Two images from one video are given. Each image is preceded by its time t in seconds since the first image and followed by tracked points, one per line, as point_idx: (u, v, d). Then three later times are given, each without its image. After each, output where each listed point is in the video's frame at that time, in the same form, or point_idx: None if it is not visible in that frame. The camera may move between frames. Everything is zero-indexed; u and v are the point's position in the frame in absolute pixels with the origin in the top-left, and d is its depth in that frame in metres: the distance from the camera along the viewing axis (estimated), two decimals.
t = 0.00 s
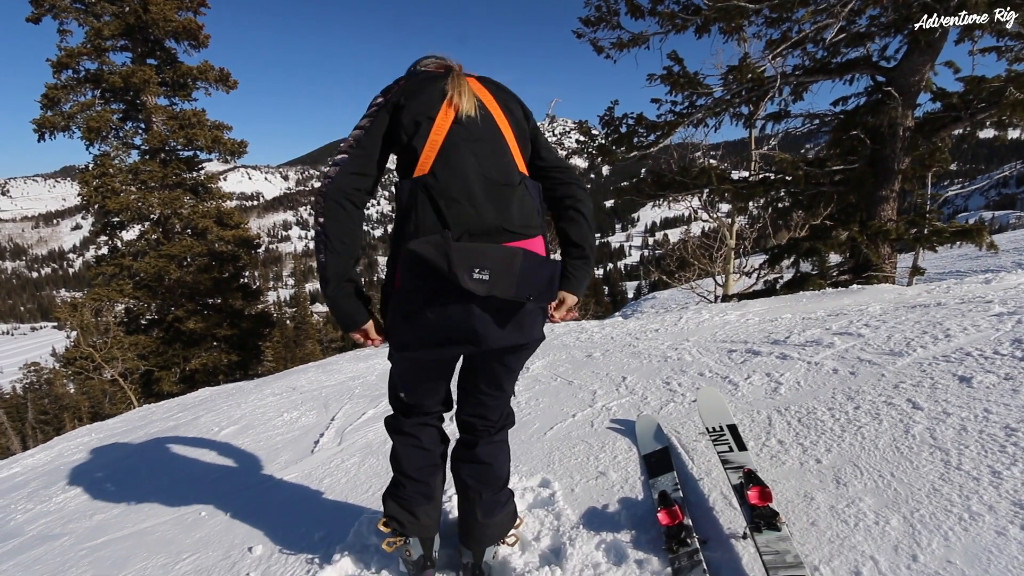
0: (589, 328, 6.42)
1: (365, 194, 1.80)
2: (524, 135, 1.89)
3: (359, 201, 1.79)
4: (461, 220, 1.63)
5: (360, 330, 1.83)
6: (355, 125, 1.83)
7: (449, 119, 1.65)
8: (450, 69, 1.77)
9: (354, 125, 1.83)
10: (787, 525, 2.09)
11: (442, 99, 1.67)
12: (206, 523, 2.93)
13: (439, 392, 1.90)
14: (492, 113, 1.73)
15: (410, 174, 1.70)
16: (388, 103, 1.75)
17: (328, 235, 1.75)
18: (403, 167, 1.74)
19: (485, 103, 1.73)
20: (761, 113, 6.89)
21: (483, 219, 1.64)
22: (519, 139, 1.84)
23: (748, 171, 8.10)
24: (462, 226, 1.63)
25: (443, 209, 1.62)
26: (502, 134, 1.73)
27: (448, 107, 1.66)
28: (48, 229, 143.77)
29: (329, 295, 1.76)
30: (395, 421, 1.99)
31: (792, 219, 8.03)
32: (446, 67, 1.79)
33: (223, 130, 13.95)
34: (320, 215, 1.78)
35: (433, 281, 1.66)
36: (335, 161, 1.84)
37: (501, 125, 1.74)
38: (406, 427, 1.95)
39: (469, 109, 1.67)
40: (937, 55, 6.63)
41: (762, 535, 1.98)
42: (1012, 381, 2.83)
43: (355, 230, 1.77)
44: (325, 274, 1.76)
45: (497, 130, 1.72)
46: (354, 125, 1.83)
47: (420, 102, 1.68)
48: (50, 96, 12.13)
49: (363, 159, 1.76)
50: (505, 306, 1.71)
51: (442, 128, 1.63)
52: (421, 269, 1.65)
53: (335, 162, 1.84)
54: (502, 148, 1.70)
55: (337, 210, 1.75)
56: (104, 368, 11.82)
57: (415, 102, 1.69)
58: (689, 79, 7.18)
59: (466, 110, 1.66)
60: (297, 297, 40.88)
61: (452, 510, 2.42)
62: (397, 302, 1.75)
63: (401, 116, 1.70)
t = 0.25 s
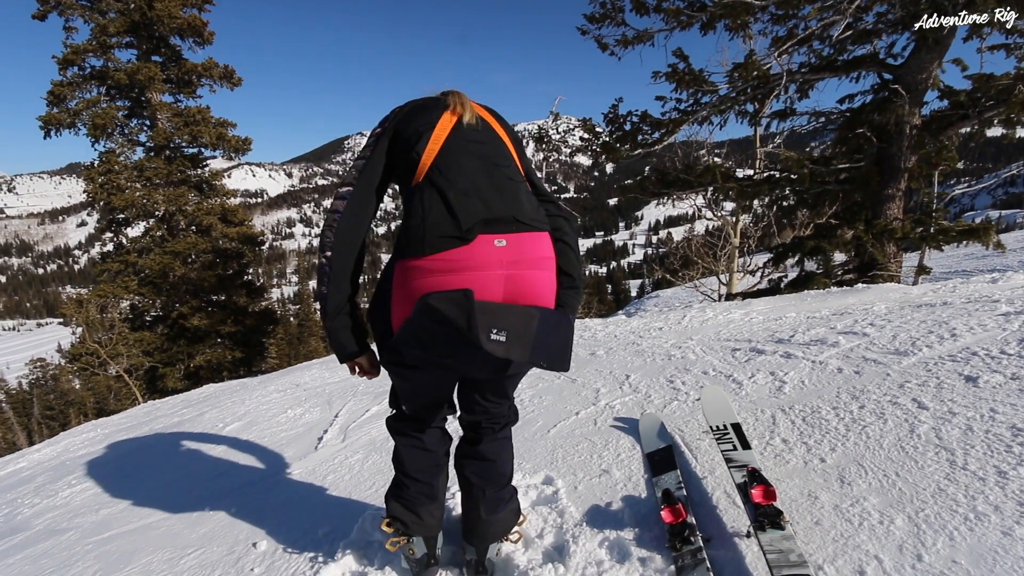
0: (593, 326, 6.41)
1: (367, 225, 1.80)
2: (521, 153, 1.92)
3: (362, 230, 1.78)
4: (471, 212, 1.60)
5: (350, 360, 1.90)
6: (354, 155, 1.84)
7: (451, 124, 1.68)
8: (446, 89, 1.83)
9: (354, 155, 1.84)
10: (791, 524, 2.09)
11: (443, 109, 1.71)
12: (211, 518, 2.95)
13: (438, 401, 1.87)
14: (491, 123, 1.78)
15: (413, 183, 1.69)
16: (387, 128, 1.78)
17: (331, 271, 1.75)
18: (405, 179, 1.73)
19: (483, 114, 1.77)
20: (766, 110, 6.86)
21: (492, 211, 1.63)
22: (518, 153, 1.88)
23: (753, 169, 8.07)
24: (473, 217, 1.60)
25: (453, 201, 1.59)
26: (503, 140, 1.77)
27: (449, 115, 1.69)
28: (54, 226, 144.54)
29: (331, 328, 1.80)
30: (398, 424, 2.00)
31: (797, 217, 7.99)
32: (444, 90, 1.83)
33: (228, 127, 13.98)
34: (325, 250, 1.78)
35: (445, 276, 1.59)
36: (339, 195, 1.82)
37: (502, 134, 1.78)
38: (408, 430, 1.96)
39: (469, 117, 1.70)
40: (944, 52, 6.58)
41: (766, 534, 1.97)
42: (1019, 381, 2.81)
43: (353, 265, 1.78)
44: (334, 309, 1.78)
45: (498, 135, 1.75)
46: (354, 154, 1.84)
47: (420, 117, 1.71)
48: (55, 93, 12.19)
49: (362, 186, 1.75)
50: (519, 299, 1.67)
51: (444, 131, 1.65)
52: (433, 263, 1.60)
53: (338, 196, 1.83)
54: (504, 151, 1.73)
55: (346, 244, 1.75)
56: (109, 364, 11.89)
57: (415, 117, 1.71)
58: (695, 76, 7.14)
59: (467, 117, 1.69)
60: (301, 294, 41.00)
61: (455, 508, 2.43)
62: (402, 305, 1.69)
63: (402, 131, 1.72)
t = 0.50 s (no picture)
0: (594, 325, 6.40)
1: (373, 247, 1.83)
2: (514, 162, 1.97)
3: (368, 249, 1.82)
4: (471, 208, 1.59)
5: (344, 387, 1.89)
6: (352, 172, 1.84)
7: (446, 128, 1.71)
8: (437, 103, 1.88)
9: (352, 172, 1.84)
10: (793, 524, 2.09)
11: (437, 116, 1.74)
12: (214, 516, 2.96)
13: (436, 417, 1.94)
14: (484, 128, 1.82)
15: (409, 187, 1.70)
16: (381, 142, 1.80)
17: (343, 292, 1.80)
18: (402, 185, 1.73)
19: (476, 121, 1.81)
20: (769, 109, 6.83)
21: (491, 208, 1.63)
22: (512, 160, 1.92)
23: (755, 168, 8.04)
24: (473, 213, 1.58)
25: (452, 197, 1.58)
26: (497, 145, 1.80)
27: (443, 121, 1.72)
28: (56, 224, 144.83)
29: (334, 351, 1.82)
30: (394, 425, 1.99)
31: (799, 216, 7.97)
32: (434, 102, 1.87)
33: (230, 125, 13.99)
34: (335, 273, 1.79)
35: (446, 274, 1.54)
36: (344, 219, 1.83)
37: (496, 140, 1.83)
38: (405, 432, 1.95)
39: (463, 123, 1.74)
40: (949, 51, 6.55)
41: (768, 533, 1.97)
42: (1022, 380, 2.80)
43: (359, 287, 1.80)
44: (345, 332, 1.81)
45: (492, 139, 1.79)
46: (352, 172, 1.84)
47: (415, 125, 1.73)
48: (59, 91, 12.21)
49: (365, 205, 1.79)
50: (521, 295, 1.66)
51: (439, 136, 1.68)
52: (434, 261, 1.54)
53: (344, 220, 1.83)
54: (498, 154, 1.76)
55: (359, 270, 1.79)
56: (111, 361, 11.90)
57: (410, 126, 1.74)
58: (697, 75, 7.12)
59: (462, 122, 1.73)
60: (302, 292, 41.04)
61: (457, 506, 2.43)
62: (400, 308, 1.63)
63: (397, 140, 1.73)
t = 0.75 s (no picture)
0: (595, 325, 6.40)
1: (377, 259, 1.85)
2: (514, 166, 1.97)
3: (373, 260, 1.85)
4: (467, 211, 1.59)
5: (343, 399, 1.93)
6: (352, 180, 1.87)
7: (443, 133, 1.73)
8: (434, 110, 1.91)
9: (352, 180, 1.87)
10: (795, 523, 2.08)
11: (435, 122, 1.76)
12: (216, 515, 2.96)
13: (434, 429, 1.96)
14: (481, 132, 1.83)
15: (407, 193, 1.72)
16: (379, 150, 1.82)
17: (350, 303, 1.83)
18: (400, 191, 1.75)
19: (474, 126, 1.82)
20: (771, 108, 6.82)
21: (488, 211, 1.63)
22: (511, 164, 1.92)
23: (757, 168, 8.03)
24: (470, 215, 1.59)
25: (449, 201, 1.59)
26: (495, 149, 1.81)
27: (441, 125, 1.74)
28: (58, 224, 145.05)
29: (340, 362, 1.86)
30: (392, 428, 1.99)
31: (801, 216, 7.94)
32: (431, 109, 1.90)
33: (232, 125, 14.01)
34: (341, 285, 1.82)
35: (442, 276, 1.53)
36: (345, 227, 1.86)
37: (494, 144, 1.84)
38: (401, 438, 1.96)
39: (461, 128, 1.76)
40: (951, 50, 6.54)
41: (770, 533, 1.97)
42: None
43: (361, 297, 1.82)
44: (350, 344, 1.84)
45: (490, 143, 1.80)
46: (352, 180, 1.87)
47: (411, 131, 1.75)
48: (61, 92, 12.24)
49: (365, 215, 1.80)
50: (521, 298, 1.63)
51: (435, 139, 1.70)
52: (429, 263, 1.54)
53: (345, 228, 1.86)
54: (496, 157, 1.76)
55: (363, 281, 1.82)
56: (113, 361, 11.91)
57: (407, 132, 1.76)
58: (699, 74, 7.11)
59: (459, 126, 1.75)
60: (303, 292, 41.06)
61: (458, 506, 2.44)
62: (398, 313, 1.63)
63: (394, 146, 1.76)
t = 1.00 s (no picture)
0: (596, 324, 6.39)
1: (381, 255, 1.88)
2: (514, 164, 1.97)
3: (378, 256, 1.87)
4: (467, 211, 1.59)
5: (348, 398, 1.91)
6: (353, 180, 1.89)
7: (443, 132, 1.73)
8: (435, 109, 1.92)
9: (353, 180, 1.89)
10: (796, 522, 2.08)
11: (436, 121, 1.76)
12: (217, 514, 2.97)
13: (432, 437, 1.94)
14: (483, 131, 1.83)
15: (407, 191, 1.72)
16: (379, 149, 1.83)
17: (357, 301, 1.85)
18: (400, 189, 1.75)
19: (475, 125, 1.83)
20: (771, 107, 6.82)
21: (488, 209, 1.63)
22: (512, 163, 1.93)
23: (757, 167, 8.02)
24: (469, 215, 1.58)
25: (449, 200, 1.58)
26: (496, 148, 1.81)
27: (441, 125, 1.75)
28: (59, 223, 145.26)
29: (348, 362, 1.86)
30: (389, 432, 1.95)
31: (801, 215, 7.93)
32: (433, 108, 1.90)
33: (232, 125, 14.01)
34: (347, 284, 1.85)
35: (442, 277, 1.52)
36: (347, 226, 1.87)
37: (495, 143, 1.84)
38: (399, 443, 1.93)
39: (462, 128, 1.76)
40: (952, 49, 6.53)
41: (771, 532, 1.97)
42: None
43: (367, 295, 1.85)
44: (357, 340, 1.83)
45: (490, 142, 1.80)
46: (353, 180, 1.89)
47: (411, 131, 1.76)
48: (62, 92, 12.24)
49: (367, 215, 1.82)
50: (521, 299, 1.62)
51: (435, 138, 1.70)
52: (428, 264, 1.53)
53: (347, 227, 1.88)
54: (496, 156, 1.76)
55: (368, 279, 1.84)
56: (114, 361, 11.93)
57: (408, 132, 1.76)
58: (700, 73, 7.11)
59: (460, 126, 1.75)
60: (304, 291, 41.08)
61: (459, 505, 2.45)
62: (397, 313, 1.63)
63: (394, 147, 1.76)
